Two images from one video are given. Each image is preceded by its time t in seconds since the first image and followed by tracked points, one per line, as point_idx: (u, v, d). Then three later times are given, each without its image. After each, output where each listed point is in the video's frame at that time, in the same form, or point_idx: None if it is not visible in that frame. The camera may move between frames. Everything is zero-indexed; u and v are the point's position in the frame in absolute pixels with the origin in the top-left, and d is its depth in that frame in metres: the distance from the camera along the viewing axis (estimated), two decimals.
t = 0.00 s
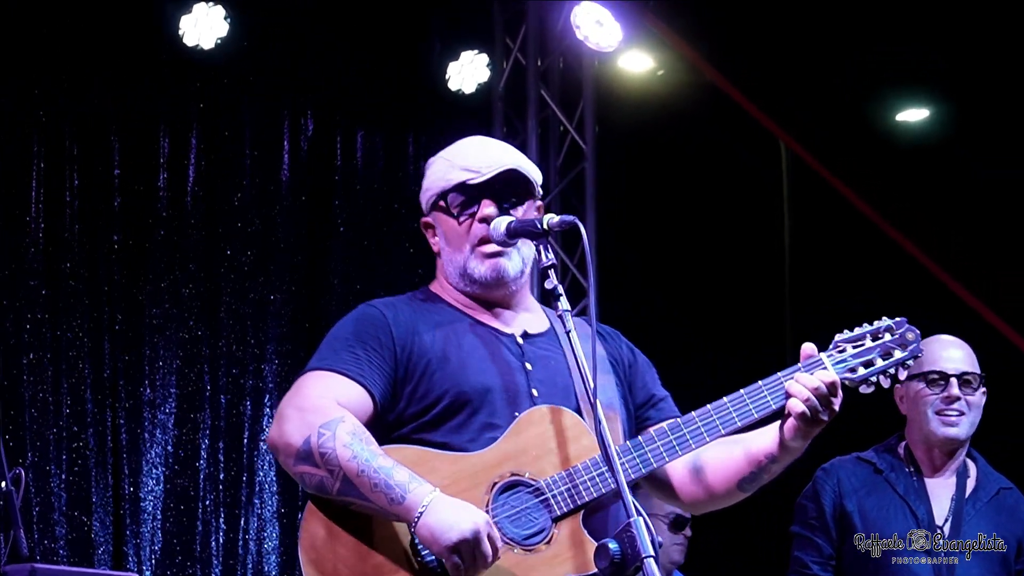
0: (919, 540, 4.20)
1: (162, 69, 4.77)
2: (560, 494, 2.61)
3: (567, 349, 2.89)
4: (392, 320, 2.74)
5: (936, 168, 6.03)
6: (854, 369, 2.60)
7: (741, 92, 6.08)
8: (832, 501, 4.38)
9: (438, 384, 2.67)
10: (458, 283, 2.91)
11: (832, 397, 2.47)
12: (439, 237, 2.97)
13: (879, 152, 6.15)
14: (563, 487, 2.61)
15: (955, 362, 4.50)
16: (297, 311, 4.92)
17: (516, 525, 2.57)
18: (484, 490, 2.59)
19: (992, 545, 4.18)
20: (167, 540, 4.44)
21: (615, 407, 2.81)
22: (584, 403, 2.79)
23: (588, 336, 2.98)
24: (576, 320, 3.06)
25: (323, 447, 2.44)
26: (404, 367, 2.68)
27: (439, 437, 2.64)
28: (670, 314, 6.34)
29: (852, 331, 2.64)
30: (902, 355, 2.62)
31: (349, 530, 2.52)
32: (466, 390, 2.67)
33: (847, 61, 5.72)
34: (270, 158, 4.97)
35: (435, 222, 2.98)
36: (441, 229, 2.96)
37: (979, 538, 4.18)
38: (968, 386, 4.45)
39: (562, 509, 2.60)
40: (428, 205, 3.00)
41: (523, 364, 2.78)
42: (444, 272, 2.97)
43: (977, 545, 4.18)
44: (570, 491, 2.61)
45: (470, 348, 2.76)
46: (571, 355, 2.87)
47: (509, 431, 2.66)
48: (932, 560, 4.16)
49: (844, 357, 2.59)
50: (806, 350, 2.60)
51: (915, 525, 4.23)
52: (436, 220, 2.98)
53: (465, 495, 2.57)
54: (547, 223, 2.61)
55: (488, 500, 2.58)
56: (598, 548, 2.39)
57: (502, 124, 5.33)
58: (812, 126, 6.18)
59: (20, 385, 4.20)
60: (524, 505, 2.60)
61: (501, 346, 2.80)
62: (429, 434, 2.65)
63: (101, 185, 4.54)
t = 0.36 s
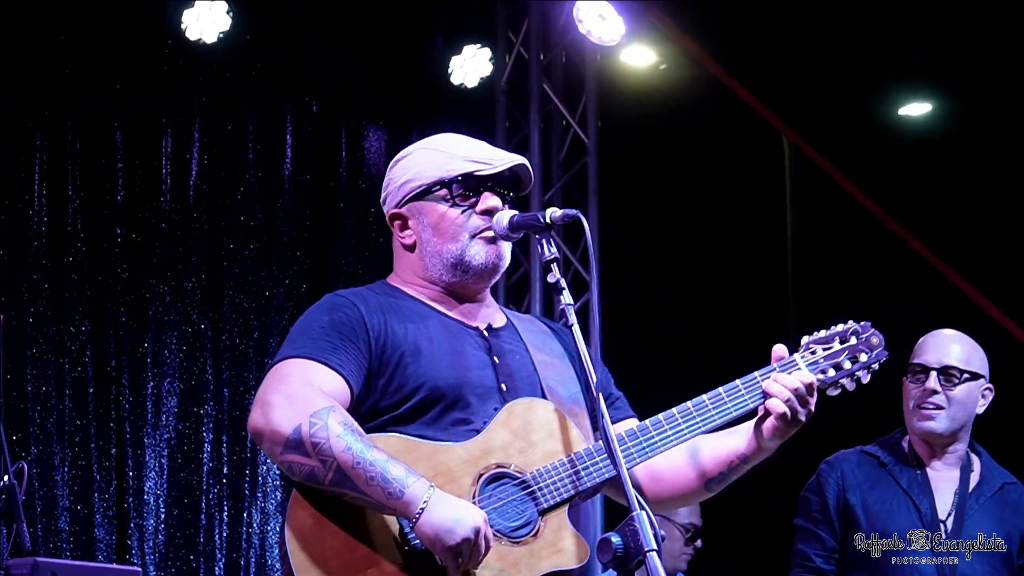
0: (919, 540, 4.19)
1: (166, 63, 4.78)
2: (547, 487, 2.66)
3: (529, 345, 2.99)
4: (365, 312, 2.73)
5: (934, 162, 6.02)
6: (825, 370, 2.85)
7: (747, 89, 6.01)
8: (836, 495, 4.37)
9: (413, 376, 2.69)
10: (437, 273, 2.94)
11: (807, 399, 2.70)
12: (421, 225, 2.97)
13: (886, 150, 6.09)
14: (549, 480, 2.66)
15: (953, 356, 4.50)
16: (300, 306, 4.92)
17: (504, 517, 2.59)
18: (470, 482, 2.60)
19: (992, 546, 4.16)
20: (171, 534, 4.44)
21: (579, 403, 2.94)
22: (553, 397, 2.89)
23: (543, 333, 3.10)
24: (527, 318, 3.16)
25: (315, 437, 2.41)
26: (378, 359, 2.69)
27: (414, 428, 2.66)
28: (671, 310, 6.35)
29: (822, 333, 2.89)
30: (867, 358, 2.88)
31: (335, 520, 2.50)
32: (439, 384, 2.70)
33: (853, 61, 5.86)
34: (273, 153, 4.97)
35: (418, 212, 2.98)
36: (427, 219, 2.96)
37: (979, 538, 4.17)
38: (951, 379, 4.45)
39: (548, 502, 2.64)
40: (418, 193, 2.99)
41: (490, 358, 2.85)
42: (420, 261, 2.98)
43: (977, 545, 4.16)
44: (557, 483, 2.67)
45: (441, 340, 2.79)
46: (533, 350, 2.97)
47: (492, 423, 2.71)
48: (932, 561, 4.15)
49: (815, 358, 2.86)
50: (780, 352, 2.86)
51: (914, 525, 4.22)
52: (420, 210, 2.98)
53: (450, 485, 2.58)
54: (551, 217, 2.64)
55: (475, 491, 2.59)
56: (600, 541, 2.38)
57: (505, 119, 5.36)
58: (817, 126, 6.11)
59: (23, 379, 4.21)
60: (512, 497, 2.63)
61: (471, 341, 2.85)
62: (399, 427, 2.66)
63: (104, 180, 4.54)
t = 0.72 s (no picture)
0: (919, 540, 4.17)
1: (170, 61, 4.79)
2: (539, 483, 2.67)
3: (516, 343, 3.01)
4: (356, 305, 2.73)
5: (941, 161, 6.01)
6: (816, 375, 2.88)
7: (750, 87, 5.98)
8: (840, 492, 4.37)
9: (404, 369, 2.69)
10: (428, 262, 2.94)
11: (798, 403, 2.69)
12: (415, 210, 2.99)
13: (887, 146, 6.06)
14: (542, 477, 2.67)
15: (957, 355, 4.50)
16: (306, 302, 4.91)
17: (499, 513, 2.59)
18: (463, 477, 2.60)
19: (992, 546, 4.15)
20: (178, 527, 4.46)
21: (566, 400, 2.97)
22: (541, 394, 2.92)
23: (530, 331, 3.13)
24: (514, 317, 3.19)
25: (313, 424, 2.40)
26: (370, 352, 2.69)
27: (404, 423, 2.65)
28: (675, 307, 6.34)
29: (812, 336, 2.93)
30: (858, 362, 2.90)
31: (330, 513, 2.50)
32: (430, 377, 2.70)
33: (859, 61, 5.86)
34: (278, 150, 4.97)
35: (414, 196, 3.00)
36: (421, 201, 2.98)
37: (979, 538, 4.15)
38: (955, 378, 4.44)
39: (541, 500, 2.65)
40: (417, 177, 3.01)
41: (479, 354, 2.87)
42: (410, 251, 2.98)
43: (977, 545, 4.15)
44: (549, 480, 2.68)
45: (432, 335, 2.80)
46: (520, 347, 3.00)
47: (484, 417, 2.72)
48: (931, 561, 4.13)
49: (806, 362, 2.89)
50: (771, 355, 2.90)
51: (914, 524, 4.20)
52: (416, 194, 3.00)
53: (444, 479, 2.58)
54: (554, 215, 2.66)
55: (469, 485, 2.59)
56: (605, 538, 2.38)
57: (508, 116, 5.36)
58: (824, 126, 6.08)
59: (27, 375, 4.23)
60: (505, 493, 2.63)
61: (462, 339, 2.86)
62: (389, 421, 2.66)
63: (108, 177, 4.54)
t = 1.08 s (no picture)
0: (919, 540, 4.17)
1: (175, 61, 4.79)
2: (546, 475, 2.66)
3: (518, 341, 3.00)
4: (362, 306, 2.72)
5: (947, 163, 6.06)
6: (822, 338, 2.98)
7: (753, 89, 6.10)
8: (845, 492, 4.36)
9: (411, 370, 2.69)
10: (434, 268, 2.93)
11: (718, 419, 2.64)
12: (426, 215, 2.96)
13: (891, 146, 6.14)
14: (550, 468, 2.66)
15: (963, 356, 4.50)
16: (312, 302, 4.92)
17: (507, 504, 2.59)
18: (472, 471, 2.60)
19: (992, 546, 4.14)
20: (188, 524, 4.47)
21: (571, 392, 2.94)
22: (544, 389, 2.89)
23: (531, 328, 3.11)
24: (513, 313, 3.17)
25: (333, 421, 2.42)
26: (377, 354, 2.69)
27: (412, 424, 2.65)
28: (680, 306, 6.36)
29: (817, 300, 3.01)
30: (864, 322, 3.00)
31: (344, 516, 2.55)
32: (437, 378, 2.70)
33: (859, 61, 5.85)
34: (283, 150, 4.97)
35: (427, 200, 2.97)
36: (433, 207, 2.95)
37: (979, 538, 4.15)
38: (962, 379, 4.44)
39: (550, 490, 2.64)
40: (430, 182, 2.98)
41: (483, 355, 2.87)
42: (417, 254, 2.96)
43: (977, 545, 4.15)
44: (556, 473, 2.66)
45: (437, 336, 2.79)
46: (523, 345, 2.99)
47: (492, 410, 2.74)
48: (932, 561, 4.13)
49: (811, 327, 2.98)
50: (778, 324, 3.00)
51: (914, 525, 4.20)
52: (430, 199, 2.97)
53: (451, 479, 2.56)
54: (559, 215, 2.62)
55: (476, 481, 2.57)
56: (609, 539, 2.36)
57: (514, 116, 5.36)
58: (825, 127, 6.17)
59: (37, 373, 4.23)
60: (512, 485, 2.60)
61: (467, 342, 2.86)
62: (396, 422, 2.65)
63: (114, 176, 4.54)
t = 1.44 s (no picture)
0: (919, 540, 4.17)
1: (177, 62, 4.78)
2: (557, 477, 2.67)
3: (527, 341, 3.00)
4: (372, 309, 2.73)
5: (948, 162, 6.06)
6: (828, 328, 3.00)
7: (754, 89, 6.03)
8: (847, 493, 4.35)
9: (420, 375, 2.69)
10: (440, 269, 2.92)
11: (727, 408, 2.62)
12: (424, 218, 2.96)
13: (893, 145, 6.12)
14: (559, 470, 2.67)
15: (969, 357, 4.49)
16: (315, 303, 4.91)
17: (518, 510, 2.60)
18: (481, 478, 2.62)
19: (992, 546, 4.13)
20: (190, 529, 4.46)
21: (580, 392, 2.95)
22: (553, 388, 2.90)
23: (540, 326, 3.11)
24: (524, 310, 3.17)
25: (338, 436, 2.40)
26: (387, 359, 2.69)
27: (420, 429, 2.66)
28: (681, 306, 6.36)
29: (822, 291, 3.03)
30: (870, 310, 3.02)
31: (352, 530, 2.54)
32: (447, 382, 2.70)
33: (860, 61, 5.88)
34: (285, 151, 4.97)
35: (423, 204, 2.97)
36: (430, 211, 2.95)
37: (979, 538, 4.15)
38: (970, 381, 4.44)
39: (560, 492, 2.65)
40: (423, 184, 2.98)
41: (492, 359, 2.86)
42: (422, 257, 2.96)
43: (977, 545, 4.15)
44: (565, 476, 2.67)
45: (448, 340, 2.79)
46: (531, 344, 2.99)
47: (498, 415, 2.74)
48: (931, 561, 4.13)
49: (817, 318, 2.99)
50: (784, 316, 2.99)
51: (914, 525, 4.20)
52: (425, 203, 2.97)
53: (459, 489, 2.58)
54: (562, 217, 2.65)
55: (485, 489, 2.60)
56: (613, 540, 2.36)
57: (516, 117, 5.36)
58: (828, 126, 6.13)
59: (40, 376, 4.25)
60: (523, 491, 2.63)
61: (475, 343, 2.85)
62: (405, 427, 2.66)
63: (117, 178, 4.55)
